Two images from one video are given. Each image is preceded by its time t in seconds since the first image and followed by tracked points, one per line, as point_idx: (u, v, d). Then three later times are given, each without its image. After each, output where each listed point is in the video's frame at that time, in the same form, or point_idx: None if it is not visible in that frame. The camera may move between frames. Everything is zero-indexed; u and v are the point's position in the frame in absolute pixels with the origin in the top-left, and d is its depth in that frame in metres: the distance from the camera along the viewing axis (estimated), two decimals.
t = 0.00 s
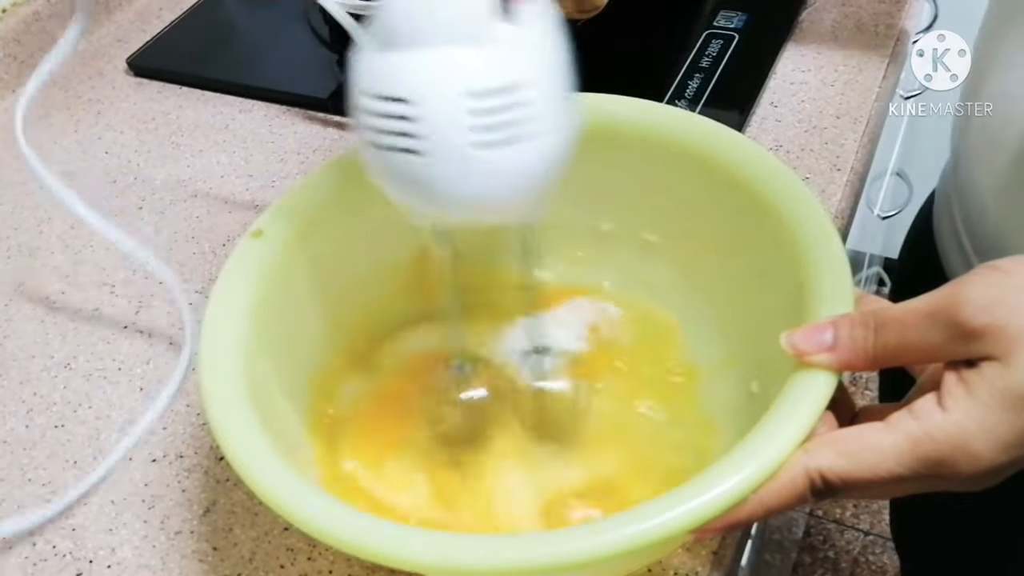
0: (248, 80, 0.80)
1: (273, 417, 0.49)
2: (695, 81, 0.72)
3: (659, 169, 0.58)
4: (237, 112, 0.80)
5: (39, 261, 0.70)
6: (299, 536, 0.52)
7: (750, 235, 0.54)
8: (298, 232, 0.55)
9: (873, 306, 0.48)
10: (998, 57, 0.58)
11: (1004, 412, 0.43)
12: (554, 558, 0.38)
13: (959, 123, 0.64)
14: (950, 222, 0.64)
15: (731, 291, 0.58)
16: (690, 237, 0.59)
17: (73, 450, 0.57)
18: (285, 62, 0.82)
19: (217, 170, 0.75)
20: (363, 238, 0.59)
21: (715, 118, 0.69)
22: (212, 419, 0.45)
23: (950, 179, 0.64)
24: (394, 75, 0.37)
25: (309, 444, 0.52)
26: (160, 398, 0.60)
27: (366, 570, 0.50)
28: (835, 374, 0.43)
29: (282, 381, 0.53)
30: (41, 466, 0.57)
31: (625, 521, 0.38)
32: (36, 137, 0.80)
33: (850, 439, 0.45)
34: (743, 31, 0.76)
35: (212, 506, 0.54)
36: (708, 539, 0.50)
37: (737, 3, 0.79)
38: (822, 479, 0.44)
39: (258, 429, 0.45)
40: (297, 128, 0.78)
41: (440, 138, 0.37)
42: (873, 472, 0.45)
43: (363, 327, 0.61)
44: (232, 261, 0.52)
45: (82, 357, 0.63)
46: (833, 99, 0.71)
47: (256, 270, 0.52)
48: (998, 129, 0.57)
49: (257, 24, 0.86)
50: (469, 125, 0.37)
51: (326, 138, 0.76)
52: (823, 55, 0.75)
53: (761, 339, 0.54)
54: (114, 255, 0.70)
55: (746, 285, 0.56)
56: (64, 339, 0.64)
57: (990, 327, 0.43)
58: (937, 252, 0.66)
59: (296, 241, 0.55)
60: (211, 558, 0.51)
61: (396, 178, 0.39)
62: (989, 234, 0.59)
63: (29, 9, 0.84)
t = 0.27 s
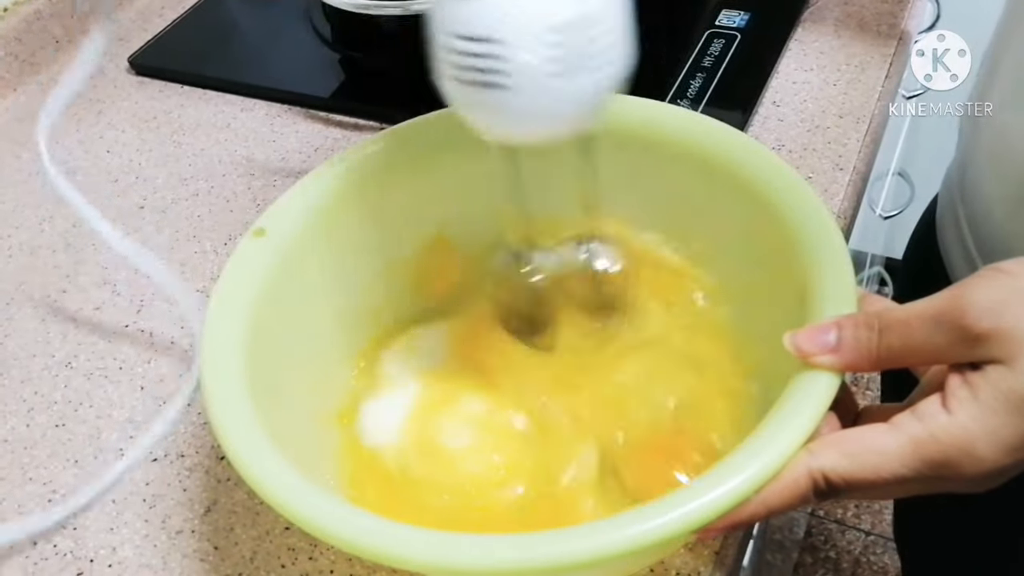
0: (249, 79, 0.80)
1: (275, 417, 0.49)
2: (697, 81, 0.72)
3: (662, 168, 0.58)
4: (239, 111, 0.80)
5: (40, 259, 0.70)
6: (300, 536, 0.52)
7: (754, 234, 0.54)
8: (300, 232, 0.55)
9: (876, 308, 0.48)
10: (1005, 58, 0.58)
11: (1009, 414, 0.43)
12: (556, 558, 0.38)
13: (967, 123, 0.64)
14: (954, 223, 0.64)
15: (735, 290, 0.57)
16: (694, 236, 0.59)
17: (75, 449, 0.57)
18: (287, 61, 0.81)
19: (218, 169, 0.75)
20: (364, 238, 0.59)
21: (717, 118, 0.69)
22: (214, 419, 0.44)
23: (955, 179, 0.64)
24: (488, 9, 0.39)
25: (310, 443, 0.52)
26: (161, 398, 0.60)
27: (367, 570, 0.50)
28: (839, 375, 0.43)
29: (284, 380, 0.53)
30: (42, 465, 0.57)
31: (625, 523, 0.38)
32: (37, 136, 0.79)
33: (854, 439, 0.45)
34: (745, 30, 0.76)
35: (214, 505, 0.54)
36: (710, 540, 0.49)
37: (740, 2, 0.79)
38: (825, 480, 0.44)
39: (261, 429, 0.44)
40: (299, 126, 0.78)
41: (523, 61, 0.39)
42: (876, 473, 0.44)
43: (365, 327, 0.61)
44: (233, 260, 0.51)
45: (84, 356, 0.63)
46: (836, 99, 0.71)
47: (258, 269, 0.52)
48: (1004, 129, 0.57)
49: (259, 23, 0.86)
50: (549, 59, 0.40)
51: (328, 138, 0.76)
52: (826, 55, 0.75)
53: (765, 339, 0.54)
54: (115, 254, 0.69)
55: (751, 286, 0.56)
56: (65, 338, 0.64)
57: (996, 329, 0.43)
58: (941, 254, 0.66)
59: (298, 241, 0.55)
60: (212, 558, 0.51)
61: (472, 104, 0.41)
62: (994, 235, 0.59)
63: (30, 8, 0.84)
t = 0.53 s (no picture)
0: (251, 78, 0.80)
1: (277, 416, 0.49)
2: (700, 80, 0.72)
3: (665, 167, 0.58)
4: (242, 110, 0.79)
5: (42, 259, 0.69)
6: (302, 535, 0.52)
7: (757, 234, 0.54)
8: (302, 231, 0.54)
9: (880, 308, 0.48)
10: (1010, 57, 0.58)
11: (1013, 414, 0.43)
12: (559, 558, 0.38)
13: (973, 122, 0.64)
14: (961, 222, 0.63)
15: (739, 289, 0.57)
16: (696, 235, 0.59)
17: (77, 448, 0.57)
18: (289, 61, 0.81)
19: (221, 169, 0.75)
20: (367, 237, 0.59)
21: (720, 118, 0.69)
22: (215, 418, 0.44)
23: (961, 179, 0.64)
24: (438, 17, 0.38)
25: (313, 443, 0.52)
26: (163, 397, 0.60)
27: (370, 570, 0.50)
28: (843, 375, 0.43)
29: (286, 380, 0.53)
30: (45, 464, 0.57)
31: (627, 524, 0.38)
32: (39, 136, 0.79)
33: (857, 439, 0.45)
34: (748, 30, 0.76)
35: (216, 505, 0.54)
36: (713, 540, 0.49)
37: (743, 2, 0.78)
38: (829, 481, 0.43)
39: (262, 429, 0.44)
40: (301, 126, 0.77)
41: (488, 71, 0.38)
42: (881, 473, 0.44)
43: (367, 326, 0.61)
44: (235, 260, 0.51)
45: (86, 355, 0.63)
46: (839, 98, 0.71)
47: (260, 268, 0.52)
48: (1011, 128, 0.57)
49: (261, 22, 0.86)
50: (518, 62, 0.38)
51: (330, 137, 0.76)
52: (829, 54, 0.75)
53: (770, 339, 0.54)
54: (118, 253, 0.69)
55: (754, 285, 0.56)
56: (67, 337, 0.64)
57: (1000, 330, 0.43)
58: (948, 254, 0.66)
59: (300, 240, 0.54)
60: (214, 557, 0.51)
61: (456, 122, 0.39)
62: (1001, 234, 0.59)
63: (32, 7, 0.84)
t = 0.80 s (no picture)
0: (254, 75, 0.80)
1: (280, 413, 0.49)
2: (704, 77, 0.72)
3: (668, 162, 0.58)
4: (244, 107, 0.79)
5: (43, 256, 0.69)
6: (306, 533, 0.51)
7: (764, 229, 0.54)
8: (307, 226, 0.54)
9: (888, 305, 0.48)
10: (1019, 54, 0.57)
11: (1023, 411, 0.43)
12: (568, 555, 0.37)
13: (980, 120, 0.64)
14: (969, 220, 0.63)
15: (746, 286, 0.57)
16: (701, 231, 0.59)
17: (78, 446, 0.57)
18: (291, 58, 0.81)
19: (223, 165, 0.74)
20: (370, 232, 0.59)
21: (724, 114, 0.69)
22: (218, 414, 0.44)
23: (969, 176, 0.64)
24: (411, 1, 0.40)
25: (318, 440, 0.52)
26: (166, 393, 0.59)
27: (374, 568, 0.50)
28: (851, 372, 0.42)
29: (288, 376, 0.52)
30: (47, 461, 0.56)
31: (624, 524, 0.38)
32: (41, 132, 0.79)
33: (866, 437, 0.44)
34: (752, 26, 0.76)
35: (219, 502, 0.53)
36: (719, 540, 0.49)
37: None
38: (837, 479, 0.43)
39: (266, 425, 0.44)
40: (304, 122, 0.77)
41: (458, 49, 0.40)
42: (889, 472, 0.44)
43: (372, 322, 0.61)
44: (239, 254, 0.51)
45: (88, 352, 0.62)
46: (844, 95, 0.71)
47: (264, 264, 0.52)
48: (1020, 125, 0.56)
49: (263, 19, 0.85)
50: (486, 40, 0.40)
51: (332, 134, 0.75)
52: (833, 51, 0.75)
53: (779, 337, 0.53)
54: (119, 250, 0.69)
55: (759, 280, 0.56)
56: (69, 334, 0.64)
57: (1010, 327, 0.42)
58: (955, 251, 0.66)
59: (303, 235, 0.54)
60: (217, 555, 0.51)
61: (425, 97, 0.41)
62: (1008, 232, 0.59)
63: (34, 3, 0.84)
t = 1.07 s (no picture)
0: (257, 69, 0.80)
1: (284, 407, 0.49)
2: (709, 72, 0.71)
3: (674, 158, 0.58)
4: (247, 101, 0.79)
5: (46, 250, 0.69)
6: (310, 527, 0.51)
7: (769, 225, 0.54)
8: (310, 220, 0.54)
9: (894, 300, 0.48)
10: None
11: None
12: (574, 548, 0.37)
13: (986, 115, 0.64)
14: (976, 216, 0.63)
15: (753, 282, 0.57)
16: (705, 226, 0.59)
17: (81, 439, 0.57)
18: (295, 52, 0.81)
19: (226, 159, 0.74)
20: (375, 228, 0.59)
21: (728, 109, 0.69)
22: (222, 407, 0.44)
23: (975, 172, 0.63)
24: None
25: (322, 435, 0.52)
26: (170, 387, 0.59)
27: (378, 562, 0.50)
28: (857, 367, 0.42)
29: (293, 371, 0.52)
30: (49, 455, 0.56)
31: (630, 518, 0.38)
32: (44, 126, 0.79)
33: (872, 432, 0.44)
34: (757, 22, 0.76)
35: (222, 496, 0.53)
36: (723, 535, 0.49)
37: None
38: (843, 473, 0.43)
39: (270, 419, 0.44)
40: (307, 117, 0.77)
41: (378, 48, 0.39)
42: (896, 467, 0.44)
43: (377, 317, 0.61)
44: (243, 248, 0.51)
45: (91, 346, 0.62)
46: (849, 90, 0.71)
47: (268, 258, 0.52)
48: None
49: (266, 13, 0.85)
50: (412, 45, 0.39)
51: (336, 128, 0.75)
52: (837, 46, 0.75)
53: (785, 333, 0.53)
54: (122, 244, 0.69)
55: (764, 275, 0.56)
56: (72, 328, 0.64)
57: (1017, 323, 0.42)
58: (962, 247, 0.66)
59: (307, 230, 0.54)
60: (220, 549, 0.51)
61: (347, 95, 0.40)
62: (1016, 228, 0.58)
63: None
